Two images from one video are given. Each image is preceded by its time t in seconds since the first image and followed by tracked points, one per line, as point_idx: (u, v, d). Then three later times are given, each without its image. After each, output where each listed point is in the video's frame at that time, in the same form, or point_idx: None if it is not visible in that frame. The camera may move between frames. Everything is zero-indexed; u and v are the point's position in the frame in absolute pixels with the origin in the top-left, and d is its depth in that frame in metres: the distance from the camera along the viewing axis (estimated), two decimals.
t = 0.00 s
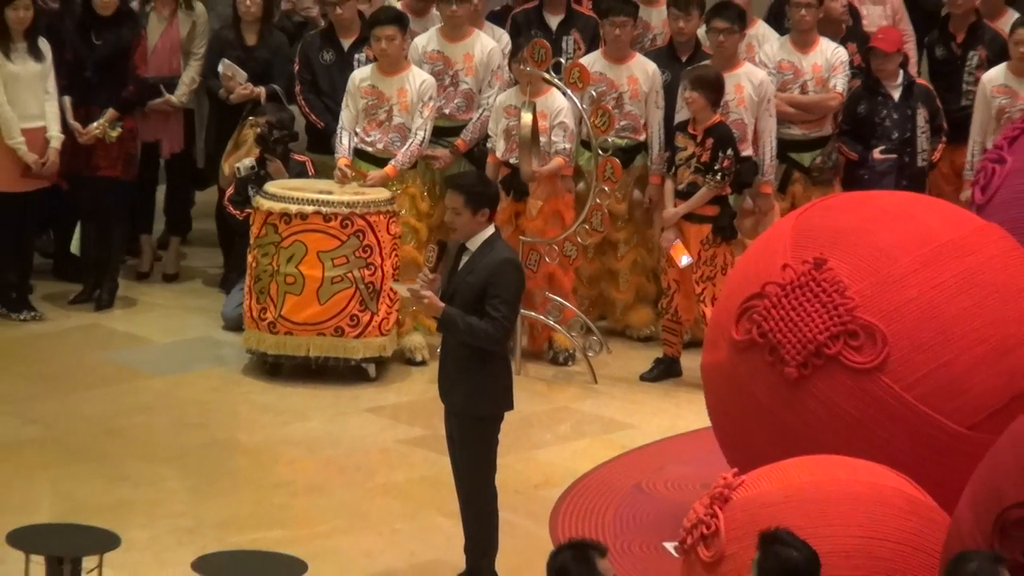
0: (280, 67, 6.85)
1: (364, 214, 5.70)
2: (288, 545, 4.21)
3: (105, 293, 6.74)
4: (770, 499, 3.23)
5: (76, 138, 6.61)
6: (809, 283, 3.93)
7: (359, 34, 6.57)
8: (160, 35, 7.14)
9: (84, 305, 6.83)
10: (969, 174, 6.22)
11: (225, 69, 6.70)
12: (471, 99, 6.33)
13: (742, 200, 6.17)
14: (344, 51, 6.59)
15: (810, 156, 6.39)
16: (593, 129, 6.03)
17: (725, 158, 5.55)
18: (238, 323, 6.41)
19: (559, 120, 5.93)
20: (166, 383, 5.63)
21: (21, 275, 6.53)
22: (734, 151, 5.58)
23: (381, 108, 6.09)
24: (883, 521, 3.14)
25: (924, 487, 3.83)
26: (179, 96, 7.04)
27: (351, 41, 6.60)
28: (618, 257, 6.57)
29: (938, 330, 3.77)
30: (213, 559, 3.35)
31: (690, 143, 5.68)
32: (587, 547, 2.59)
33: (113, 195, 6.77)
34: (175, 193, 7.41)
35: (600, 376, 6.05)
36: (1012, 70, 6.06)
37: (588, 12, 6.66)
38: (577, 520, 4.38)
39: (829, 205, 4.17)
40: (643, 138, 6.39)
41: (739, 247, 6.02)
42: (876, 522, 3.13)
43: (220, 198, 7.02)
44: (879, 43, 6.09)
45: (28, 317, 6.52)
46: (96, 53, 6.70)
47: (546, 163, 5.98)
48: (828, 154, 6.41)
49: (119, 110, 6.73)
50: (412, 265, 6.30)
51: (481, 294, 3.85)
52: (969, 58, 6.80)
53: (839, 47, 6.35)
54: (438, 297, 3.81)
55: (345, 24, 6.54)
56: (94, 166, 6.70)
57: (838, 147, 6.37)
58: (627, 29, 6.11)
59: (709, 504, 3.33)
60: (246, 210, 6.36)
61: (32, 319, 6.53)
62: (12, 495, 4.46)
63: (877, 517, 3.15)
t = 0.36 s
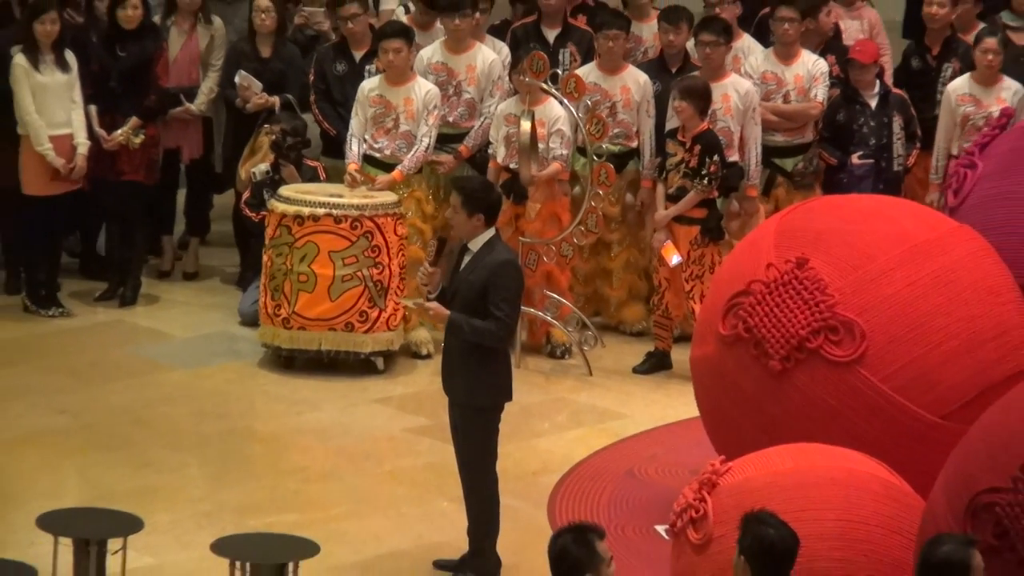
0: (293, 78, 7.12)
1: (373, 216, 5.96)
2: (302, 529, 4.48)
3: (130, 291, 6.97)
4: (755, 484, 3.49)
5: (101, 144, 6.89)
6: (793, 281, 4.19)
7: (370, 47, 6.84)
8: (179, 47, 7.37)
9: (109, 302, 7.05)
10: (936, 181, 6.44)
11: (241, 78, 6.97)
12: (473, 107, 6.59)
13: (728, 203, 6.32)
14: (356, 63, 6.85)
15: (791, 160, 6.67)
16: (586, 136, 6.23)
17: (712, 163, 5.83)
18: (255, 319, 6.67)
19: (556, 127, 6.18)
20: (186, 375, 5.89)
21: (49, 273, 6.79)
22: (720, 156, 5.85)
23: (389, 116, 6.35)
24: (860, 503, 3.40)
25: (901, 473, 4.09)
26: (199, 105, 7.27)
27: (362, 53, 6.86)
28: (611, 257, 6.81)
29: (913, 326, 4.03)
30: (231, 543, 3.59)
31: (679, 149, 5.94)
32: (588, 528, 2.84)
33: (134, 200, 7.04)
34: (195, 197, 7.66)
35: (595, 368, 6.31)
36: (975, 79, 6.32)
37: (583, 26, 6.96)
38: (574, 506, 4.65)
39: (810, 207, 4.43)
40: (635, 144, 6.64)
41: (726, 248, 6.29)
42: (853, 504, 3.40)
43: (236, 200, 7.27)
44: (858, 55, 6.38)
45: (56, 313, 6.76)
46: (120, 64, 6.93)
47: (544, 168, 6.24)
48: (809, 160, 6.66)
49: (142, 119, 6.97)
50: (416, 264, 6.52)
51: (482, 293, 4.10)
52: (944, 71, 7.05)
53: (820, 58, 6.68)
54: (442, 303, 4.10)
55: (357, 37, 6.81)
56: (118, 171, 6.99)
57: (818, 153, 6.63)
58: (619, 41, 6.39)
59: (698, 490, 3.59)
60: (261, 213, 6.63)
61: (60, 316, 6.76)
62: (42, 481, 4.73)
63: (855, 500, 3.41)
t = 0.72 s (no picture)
0: (307, 86, 7.35)
1: (381, 218, 6.24)
2: (316, 513, 4.75)
3: (152, 288, 7.24)
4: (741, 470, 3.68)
5: (125, 150, 7.13)
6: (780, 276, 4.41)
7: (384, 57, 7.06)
8: (199, 58, 7.63)
9: (133, 300, 7.31)
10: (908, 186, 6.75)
11: (257, 88, 7.23)
12: (476, 116, 6.86)
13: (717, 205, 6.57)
14: (368, 73, 7.07)
15: (778, 166, 6.99)
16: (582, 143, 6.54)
17: (701, 168, 6.08)
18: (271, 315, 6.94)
19: (555, 134, 6.46)
20: (205, 367, 6.17)
21: (76, 272, 7.05)
22: (709, 162, 6.11)
23: (397, 123, 6.59)
24: (841, 488, 3.58)
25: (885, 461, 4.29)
26: (217, 113, 7.58)
27: (376, 63, 7.09)
28: (607, 257, 7.09)
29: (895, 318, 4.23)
30: (250, 526, 3.84)
31: (671, 154, 6.17)
32: (587, 513, 3.11)
33: (156, 200, 7.25)
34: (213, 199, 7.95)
35: (592, 362, 6.58)
36: (945, 88, 6.60)
37: (581, 39, 7.19)
38: (570, 494, 4.93)
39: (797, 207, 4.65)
40: (629, 150, 6.89)
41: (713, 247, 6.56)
42: (834, 488, 3.58)
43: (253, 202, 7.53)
44: (839, 66, 6.61)
45: (82, 310, 7.01)
46: (145, 74, 7.15)
47: (543, 172, 6.49)
48: (794, 164, 6.99)
49: (164, 126, 7.22)
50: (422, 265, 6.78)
51: (485, 292, 4.36)
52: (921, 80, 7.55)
53: (804, 68, 7.01)
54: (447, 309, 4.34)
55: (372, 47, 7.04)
56: (141, 175, 7.19)
57: (802, 158, 6.93)
58: (615, 53, 6.66)
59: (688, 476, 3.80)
60: (276, 216, 6.76)
61: (87, 312, 7.02)
62: (69, 468, 5.01)
63: (836, 484, 3.59)
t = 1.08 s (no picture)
0: (319, 96, 7.61)
1: (390, 220, 6.50)
2: (329, 497, 5.05)
3: (173, 286, 7.53)
4: (729, 458, 4.04)
5: (148, 155, 7.44)
6: (764, 278, 4.80)
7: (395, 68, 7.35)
8: (216, 68, 7.91)
9: (154, 296, 7.58)
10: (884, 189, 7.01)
11: (272, 98, 7.51)
12: (479, 123, 7.11)
13: (705, 207, 6.72)
14: (381, 81, 7.37)
15: (764, 170, 7.23)
16: (580, 148, 6.80)
17: (691, 172, 6.41)
18: (285, 311, 7.23)
19: (553, 141, 6.73)
20: (222, 361, 6.46)
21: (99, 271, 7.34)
22: (699, 165, 6.44)
23: (404, 130, 6.89)
24: (821, 475, 3.96)
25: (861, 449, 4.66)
26: (234, 120, 7.78)
27: (387, 73, 7.38)
28: (602, 257, 7.34)
29: (870, 318, 4.61)
30: (267, 512, 4.06)
31: (663, 159, 6.52)
32: (584, 499, 3.24)
33: (177, 203, 7.52)
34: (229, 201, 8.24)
35: (589, 355, 6.86)
36: (920, 96, 6.88)
37: (579, 51, 7.46)
38: (567, 480, 5.22)
39: (778, 213, 5.03)
40: (624, 156, 7.16)
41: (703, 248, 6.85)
42: (815, 476, 3.95)
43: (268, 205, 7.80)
44: (826, 77, 6.86)
45: (106, 306, 7.30)
46: (166, 84, 7.44)
47: (541, 177, 6.78)
48: (779, 168, 7.22)
49: (185, 133, 7.48)
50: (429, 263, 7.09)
51: (490, 289, 4.64)
52: (900, 90, 7.85)
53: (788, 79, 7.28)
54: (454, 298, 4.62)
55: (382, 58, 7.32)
56: (163, 179, 7.49)
57: (788, 164, 7.11)
58: (611, 64, 6.92)
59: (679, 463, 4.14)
60: (290, 217, 7.04)
61: (111, 309, 7.30)
62: (95, 455, 5.30)
63: (816, 472, 3.96)
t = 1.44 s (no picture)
0: (331, 104, 7.90)
1: (396, 222, 6.78)
2: (339, 485, 5.33)
3: (191, 284, 7.82)
4: (716, 447, 4.31)
5: (166, 160, 7.67)
6: (750, 277, 5.07)
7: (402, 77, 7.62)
8: (232, 78, 8.14)
9: (173, 295, 7.85)
10: (867, 196, 7.24)
11: (286, 105, 7.75)
12: (481, 130, 7.38)
13: (696, 211, 7.09)
14: (388, 90, 7.64)
15: (751, 174, 7.51)
16: (576, 154, 7.05)
17: (683, 177, 6.67)
18: (298, 308, 7.52)
19: (551, 147, 6.99)
20: (236, 355, 6.74)
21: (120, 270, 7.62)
22: (690, 171, 6.69)
23: (409, 136, 7.14)
24: (803, 462, 4.24)
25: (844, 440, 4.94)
26: (249, 128, 8.03)
27: (395, 82, 7.65)
28: (598, 257, 7.63)
29: (853, 314, 4.89)
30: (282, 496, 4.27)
31: (654, 165, 6.77)
32: (583, 486, 3.42)
33: (194, 208, 7.75)
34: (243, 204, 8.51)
35: (585, 350, 7.14)
36: (901, 105, 7.12)
37: (576, 62, 7.75)
38: (565, 470, 5.50)
39: (764, 214, 5.31)
40: (618, 161, 7.41)
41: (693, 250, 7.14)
42: (800, 464, 4.23)
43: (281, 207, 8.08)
44: (813, 83, 7.23)
45: (127, 304, 7.57)
46: (183, 92, 7.69)
47: (540, 181, 7.04)
48: (765, 173, 7.51)
49: (201, 139, 7.73)
50: (433, 263, 7.37)
51: (493, 287, 4.91)
52: (879, 99, 8.12)
53: (775, 89, 7.58)
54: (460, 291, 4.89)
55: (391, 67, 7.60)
56: (181, 183, 7.72)
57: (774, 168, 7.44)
58: (606, 74, 7.18)
59: (671, 453, 4.42)
60: (302, 219, 7.32)
61: (133, 306, 7.58)
62: (117, 446, 5.58)
63: (799, 460, 4.24)
